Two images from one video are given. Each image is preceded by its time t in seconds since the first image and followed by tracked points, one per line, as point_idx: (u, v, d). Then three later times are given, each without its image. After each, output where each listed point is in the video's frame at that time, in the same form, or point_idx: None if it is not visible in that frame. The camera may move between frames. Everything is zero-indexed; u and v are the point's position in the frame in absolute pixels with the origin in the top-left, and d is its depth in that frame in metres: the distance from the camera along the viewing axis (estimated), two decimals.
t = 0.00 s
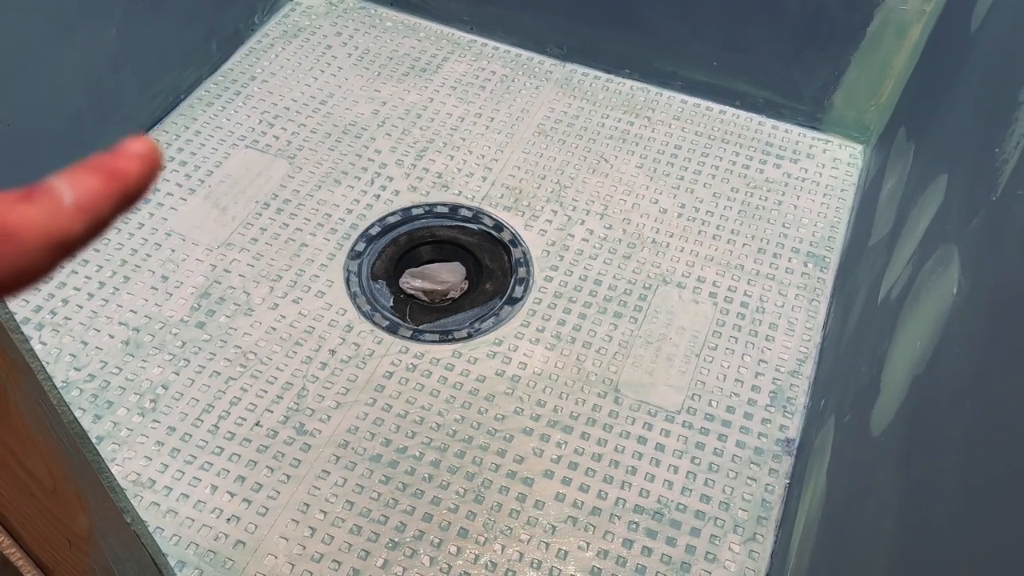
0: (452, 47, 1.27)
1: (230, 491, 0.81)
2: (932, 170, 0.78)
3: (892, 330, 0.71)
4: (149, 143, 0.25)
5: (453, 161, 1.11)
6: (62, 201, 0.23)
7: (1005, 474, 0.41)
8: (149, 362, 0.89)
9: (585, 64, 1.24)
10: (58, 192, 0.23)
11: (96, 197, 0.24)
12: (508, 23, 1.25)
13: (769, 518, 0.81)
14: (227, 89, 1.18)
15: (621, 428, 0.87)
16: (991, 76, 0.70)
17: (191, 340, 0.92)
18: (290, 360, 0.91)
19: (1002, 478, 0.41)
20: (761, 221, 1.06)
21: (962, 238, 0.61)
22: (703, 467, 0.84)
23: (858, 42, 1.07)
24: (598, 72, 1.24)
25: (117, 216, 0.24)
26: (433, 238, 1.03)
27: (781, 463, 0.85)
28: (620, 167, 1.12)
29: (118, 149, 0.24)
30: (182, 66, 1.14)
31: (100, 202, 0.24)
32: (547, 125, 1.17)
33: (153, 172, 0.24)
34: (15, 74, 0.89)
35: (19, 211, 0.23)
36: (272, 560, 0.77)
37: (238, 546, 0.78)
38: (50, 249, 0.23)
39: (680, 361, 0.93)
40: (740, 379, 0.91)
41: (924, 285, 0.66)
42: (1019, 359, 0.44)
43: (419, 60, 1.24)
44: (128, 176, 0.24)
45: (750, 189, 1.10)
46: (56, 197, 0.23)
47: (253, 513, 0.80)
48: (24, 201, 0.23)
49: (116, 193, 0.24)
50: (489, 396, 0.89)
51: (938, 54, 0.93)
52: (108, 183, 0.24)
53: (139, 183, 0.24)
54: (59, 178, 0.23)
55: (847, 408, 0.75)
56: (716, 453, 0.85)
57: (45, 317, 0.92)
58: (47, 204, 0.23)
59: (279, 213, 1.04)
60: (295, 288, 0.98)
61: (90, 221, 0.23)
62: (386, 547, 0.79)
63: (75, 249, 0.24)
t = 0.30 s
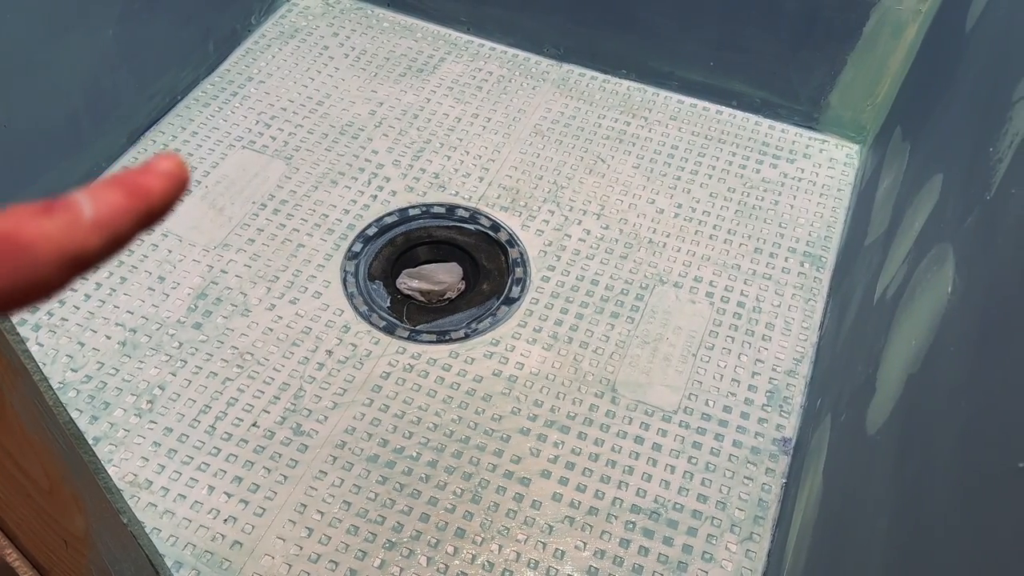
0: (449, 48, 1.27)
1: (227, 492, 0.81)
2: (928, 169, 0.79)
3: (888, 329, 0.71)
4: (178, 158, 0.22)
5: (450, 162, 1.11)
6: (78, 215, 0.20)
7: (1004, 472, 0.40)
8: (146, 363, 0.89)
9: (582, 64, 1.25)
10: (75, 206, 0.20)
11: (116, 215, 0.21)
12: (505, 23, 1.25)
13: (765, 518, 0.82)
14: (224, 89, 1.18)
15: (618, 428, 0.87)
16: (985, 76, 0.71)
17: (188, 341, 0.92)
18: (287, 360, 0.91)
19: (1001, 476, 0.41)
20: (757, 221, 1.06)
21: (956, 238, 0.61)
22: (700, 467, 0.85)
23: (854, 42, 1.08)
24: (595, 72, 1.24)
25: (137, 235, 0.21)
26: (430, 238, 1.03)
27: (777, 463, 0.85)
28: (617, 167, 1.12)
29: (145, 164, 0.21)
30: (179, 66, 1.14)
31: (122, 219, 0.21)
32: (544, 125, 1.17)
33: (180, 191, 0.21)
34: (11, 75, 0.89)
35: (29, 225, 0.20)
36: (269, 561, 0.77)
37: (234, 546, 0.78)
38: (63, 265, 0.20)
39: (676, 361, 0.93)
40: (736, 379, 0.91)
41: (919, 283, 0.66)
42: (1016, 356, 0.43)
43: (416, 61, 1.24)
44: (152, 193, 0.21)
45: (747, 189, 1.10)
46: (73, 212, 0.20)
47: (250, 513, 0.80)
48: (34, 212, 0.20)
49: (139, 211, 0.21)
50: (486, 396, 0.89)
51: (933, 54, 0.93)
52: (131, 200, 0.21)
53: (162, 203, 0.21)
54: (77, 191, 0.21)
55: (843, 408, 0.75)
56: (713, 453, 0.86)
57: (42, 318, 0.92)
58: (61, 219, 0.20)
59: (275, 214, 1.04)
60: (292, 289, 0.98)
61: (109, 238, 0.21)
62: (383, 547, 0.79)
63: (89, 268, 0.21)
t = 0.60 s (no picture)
0: (447, 48, 1.27)
1: (225, 492, 0.81)
2: (924, 169, 0.79)
3: (884, 329, 0.71)
4: (205, 166, 0.22)
5: (448, 162, 1.11)
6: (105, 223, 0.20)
7: (1001, 469, 0.40)
8: (143, 363, 0.89)
9: (579, 65, 1.25)
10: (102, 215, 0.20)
11: (142, 223, 0.20)
12: (503, 24, 1.25)
13: (762, 517, 0.82)
14: (222, 90, 1.18)
15: (615, 428, 0.87)
16: (981, 76, 0.71)
17: (185, 341, 0.92)
18: (284, 360, 0.91)
19: (999, 473, 0.41)
20: (755, 221, 1.07)
21: (952, 237, 0.61)
22: (697, 467, 0.85)
23: (851, 43, 1.08)
24: (592, 73, 1.24)
25: (163, 243, 0.21)
26: (428, 239, 1.03)
27: (774, 462, 0.85)
28: (615, 167, 1.12)
29: (172, 170, 0.21)
30: (177, 67, 1.14)
31: (146, 228, 0.20)
32: (542, 125, 1.17)
33: (208, 199, 0.21)
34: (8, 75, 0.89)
35: (55, 234, 0.20)
36: (266, 561, 0.77)
37: (232, 546, 0.78)
38: (85, 276, 0.20)
39: (674, 361, 0.93)
40: (733, 379, 0.91)
41: (915, 282, 0.67)
42: (1012, 353, 0.43)
43: (414, 61, 1.25)
44: (179, 201, 0.21)
45: (744, 189, 1.10)
46: (97, 220, 0.20)
47: (248, 514, 0.80)
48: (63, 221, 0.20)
49: (164, 219, 0.21)
50: (483, 396, 0.89)
51: (930, 54, 0.93)
52: (156, 208, 0.21)
53: (188, 211, 0.21)
54: (102, 199, 0.20)
55: (839, 407, 0.76)
56: (710, 452, 0.86)
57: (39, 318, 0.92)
58: (87, 227, 0.20)
59: (273, 214, 1.04)
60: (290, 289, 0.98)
61: (132, 248, 0.20)
62: (381, 547, 0.79)
63: (112, 278, 0.21)
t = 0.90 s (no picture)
0: (445, 49, 1.27)
1: (223, 492, 0.81)
2: (922, 169, 0.79)
3: (881, 329, 0.71)
4: (248, 176, 0.24)
5: (446, 162, 1.11)
6: (155, 234, 0.22)
7: (995, 468, 0.41)
8: (142, 363, 0.89)
9: (578, 65, 1.25)
10: (151, 226, 0.22)
11: (188, 234, 0.23)
12: (501, 24, 1.25)
13: (760, 518, 0.82)
14: (221, 91, 1.18)
15: (613, 428, 0.87)
16: (978, 75, 0.71)
17: (184, 341, 0.92)
18: (283, 361, 0.91)
19: (993, 472, 0.41)
20: (753, 221, 1.07)
21: (948, 237, 0.61)
22: (695, 467, 0.85)
23: (849, 43, 1.08)
24: (591, 73, 1.24)
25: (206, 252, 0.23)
26: (426, 239, 1.04)
27: (772, 463, 0.85)
28: (613, 167, 1.12)
29: (218, 181, 0.23)
30: (176, 68, 1.15)
31: (191, 236, 0.23)
32: (541, 126, 1.17)
33: (250, 209, 0.24)
34: (7, 76, 0.89)
35: (107, 243, 0.21)
36: (264, 561, 0.77)
37: (230, 547, 0.78)
38: (134, 283, 0.22)
39: (672, 361, 0.93)
40: (731, 379, 0.91)
41: (912, 282, 0.67)
42: (1007, 352, 0.44)
43: (413, 62, 1.25)
44: (224, 212, 0.23)
45: (742, 190, 1.10)
46: (146, 230, 0.22)
47: (246, 514, 0.80)
48: (117, 231, 0.22)
49: (208, 229, 0.23)
50: (482, 396, 0.89)
51: (928, 55, 0.93)
52: (202, 218, 0.23)
53: (233, 220, 0.23)
54: (150, 212, 0.22)
55: (837, 407, 0.76)
56: (708, 452, 0.86)
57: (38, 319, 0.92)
58: (138, 237, 0.22)
59: (272, 215, 1.04)
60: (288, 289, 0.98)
61: (178, 256, 0.22)
62: (379, 547, 0.79)
63: (158, 286, 0.22)
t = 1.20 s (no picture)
0: (445, 50, 1.27)
1: (222, 493, 0.81)
2: (920, 169, 0.79)
3: (880, 329, 0.71)
4: (289, 196, 0.26)
5: (446, 163, 1.12)
6: (200, 251, 0.25)
7: (990, 468, 0.41)
8: (141, 364, 0.89)
9: (577, 66, 1.25)
10: (197, 244, 0.25)
11: (231, 250, 0.25)
12: (500, 26, 1.26)
13: (759, 518, 0.82)
14: (220, 92, 1.18)
15: (613, 428, 0.87)
16: (977, 75, 0.71)
17: (183, 342, 0.92)
18: (282, 361, 0.91)
19: (987, 472, 0.41)
20: (752, 222, 1.07)
21: (946, 237, 0.61)
22: (694, 467, 0.85)
23: (848, 44, 1.08)
24: (591, 74, 1.24)
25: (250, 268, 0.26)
26: (426, 240, 1.04)
27: (772, 463, 0.85)
28: (613, 168, 1.12)
29: (260, 201, 0.26)
30: (175, 69, 1.15)
31: (236, 253, 0.25)
32: (541, 126, 1.17)
33: (290, 225, 0.26)
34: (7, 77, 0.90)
35: (155, 263, 0.24)
36: (263, 562, 0.77)
37: (229, 547, 0.78)
38: (178, 300, 0.24)
39: (671, 362, 0.93)
40: (731, 380, 0.91)
41: (910, 283, 0.67)
42: (1002, 352, 0.44)
43: (413, 63, 1.25)
44: (266, 229, 0.25)
45: (742, 191, 1.10)
46: (192, 249, 0.24)
47: (245, 515, 0.80)
48: (163, 251, 0.24)
49: (251, 246, 0.25)
50: (481, 397, 0.90)
51: (927, 55, 0.93)
52: (245, 236, 0.25)
53: (276, 237, 0.26)
54: (197, 232, 0.25)
55: (835, 408, 0.76)
56: (707, 453, 0.86)
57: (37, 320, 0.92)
58: (184, 255, 0.24)
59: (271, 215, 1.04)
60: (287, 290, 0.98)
61: (222, 275, 0.25)
62: (378, 548, 0.79)
63: (205, 300, 0.25)
